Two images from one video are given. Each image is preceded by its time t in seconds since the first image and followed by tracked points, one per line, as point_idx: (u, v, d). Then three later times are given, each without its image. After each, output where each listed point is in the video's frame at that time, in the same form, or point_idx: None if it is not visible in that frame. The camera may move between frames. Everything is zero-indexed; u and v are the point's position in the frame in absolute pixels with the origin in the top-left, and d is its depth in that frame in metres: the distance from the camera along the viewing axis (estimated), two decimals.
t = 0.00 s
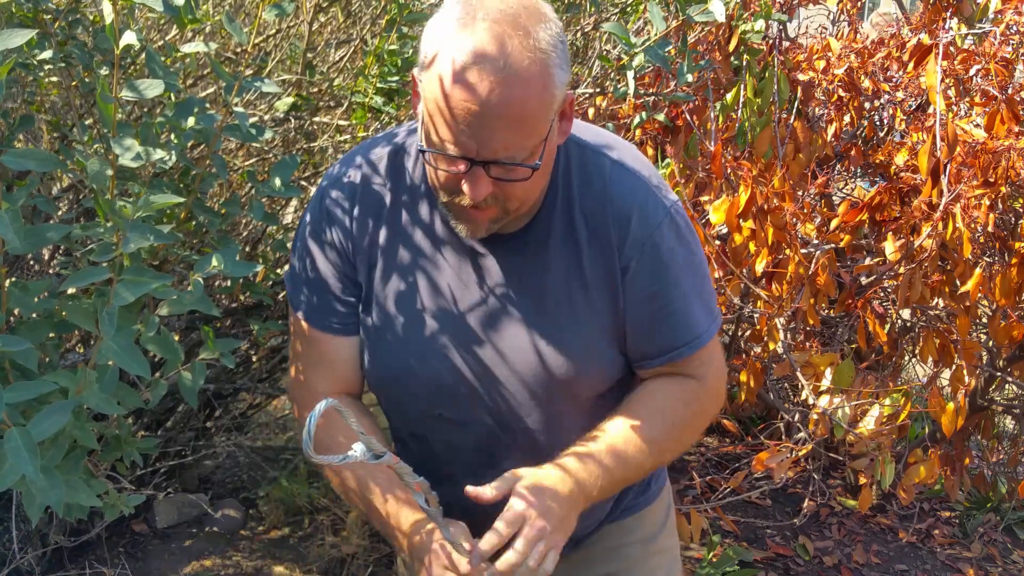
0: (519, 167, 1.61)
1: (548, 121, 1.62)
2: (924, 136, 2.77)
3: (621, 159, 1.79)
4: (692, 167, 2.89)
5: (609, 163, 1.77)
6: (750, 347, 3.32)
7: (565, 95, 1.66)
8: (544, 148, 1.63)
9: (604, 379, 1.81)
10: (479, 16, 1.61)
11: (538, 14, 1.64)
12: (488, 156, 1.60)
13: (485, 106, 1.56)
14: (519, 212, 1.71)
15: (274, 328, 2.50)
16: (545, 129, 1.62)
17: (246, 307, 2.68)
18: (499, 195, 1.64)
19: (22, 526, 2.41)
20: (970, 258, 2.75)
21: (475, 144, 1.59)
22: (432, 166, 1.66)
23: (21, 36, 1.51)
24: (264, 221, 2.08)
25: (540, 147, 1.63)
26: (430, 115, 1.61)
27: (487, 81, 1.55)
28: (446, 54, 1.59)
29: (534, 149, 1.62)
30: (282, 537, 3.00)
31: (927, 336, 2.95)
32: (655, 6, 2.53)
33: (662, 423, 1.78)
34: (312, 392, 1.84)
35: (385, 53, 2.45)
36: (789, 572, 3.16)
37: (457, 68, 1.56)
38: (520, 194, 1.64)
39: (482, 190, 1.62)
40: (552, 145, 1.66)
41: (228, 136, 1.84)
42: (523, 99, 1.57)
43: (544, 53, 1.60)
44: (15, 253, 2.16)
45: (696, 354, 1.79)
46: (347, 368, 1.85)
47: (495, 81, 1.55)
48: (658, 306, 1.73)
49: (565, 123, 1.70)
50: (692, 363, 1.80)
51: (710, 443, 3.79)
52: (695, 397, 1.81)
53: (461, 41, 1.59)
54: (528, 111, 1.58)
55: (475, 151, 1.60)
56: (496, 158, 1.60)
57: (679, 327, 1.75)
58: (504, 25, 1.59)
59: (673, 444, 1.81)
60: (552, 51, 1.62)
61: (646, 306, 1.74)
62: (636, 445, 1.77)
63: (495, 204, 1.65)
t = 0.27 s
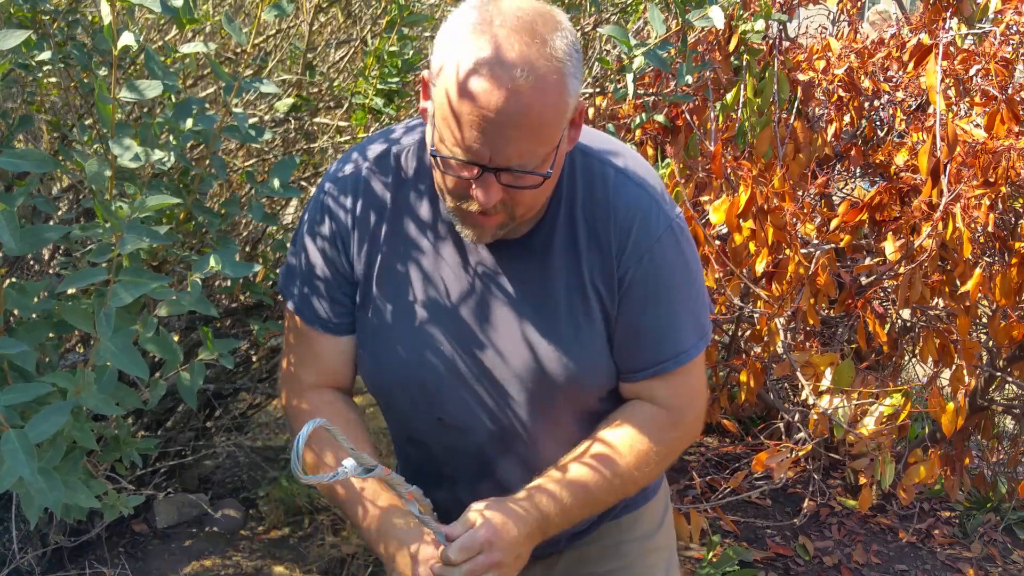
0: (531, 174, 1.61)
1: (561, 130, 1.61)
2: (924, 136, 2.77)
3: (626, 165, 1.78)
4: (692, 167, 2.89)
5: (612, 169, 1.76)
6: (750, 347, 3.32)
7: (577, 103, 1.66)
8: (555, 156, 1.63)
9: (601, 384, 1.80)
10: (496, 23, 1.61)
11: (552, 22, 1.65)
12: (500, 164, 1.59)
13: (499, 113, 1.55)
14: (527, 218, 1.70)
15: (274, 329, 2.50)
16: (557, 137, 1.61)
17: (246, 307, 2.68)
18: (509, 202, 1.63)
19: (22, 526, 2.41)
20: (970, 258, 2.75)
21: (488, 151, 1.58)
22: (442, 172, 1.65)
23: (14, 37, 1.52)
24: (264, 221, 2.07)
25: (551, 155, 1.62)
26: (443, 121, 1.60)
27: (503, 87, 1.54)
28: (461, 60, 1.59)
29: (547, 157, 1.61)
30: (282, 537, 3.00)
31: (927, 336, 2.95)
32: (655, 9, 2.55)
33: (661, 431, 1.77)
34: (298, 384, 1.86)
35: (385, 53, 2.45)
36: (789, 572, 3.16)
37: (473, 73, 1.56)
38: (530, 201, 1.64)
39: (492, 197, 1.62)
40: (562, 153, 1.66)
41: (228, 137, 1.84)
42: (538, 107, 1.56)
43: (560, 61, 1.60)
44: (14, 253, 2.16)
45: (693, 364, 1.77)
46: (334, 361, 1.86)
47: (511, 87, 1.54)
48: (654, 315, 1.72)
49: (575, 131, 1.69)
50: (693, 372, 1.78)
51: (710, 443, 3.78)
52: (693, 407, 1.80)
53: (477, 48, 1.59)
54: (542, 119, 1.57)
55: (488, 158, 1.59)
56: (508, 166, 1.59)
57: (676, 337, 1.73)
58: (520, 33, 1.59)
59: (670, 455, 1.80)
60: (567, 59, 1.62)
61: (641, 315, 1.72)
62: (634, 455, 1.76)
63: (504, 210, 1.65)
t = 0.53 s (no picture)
0: (533, 180, 1.61)
1: (563, 136, 1.61)
2: (924, 136, 2.77)
3: (622, 166, 1.78)
4: (692, 167, 2.89)
5: (608, 170, 1.76)
6: (750, 347, 3.32)
7: (578, 109, 1.66)
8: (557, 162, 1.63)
9: (597, 385, 1.80)
10: (498, 29, 1.62)
11: (552, 28, 1.65)
12: (503, 170, 1.59)
13: (502, 119, 1.55)
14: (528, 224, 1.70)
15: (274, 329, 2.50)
16: (559, 142, 1.61)
17: (246, 307, 2.68)
18: (511, 208, 1.63)
19: (22, 526, 2.41)
20: (970, 258, 2.75)
21: (490, 158, 1.58)
22: (443, 179, 1.64)
23: (12, 37, 1.52)
24: (263, 221, 2.07)
25: (553, 160, 1.63)
26: (445, 127, 1.60)
27: (507, 94, 1.55)
28: (463, 67, 1.59)
29: (549, 162, 1.62)
30: (282, 537, 3.00)
31: (927, 336, 2.95)
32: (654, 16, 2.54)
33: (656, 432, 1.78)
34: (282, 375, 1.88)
35: (385, 52, 2.45)
36: (789, 572, 3.16)
37: (477, 79, 1.56)
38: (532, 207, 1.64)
39: (495, 204, 1.61)
40: (563, 158, 1.66)
41: (228, 137, 1.84)
42: (540, 113, 1.56)
43: (561, 67, 1.60)
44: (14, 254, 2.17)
45: (688, 365, 1.78)
46: (318, 354, 1.87)
47: (514, 94, 1.55)
48: (651, 318, 1.72)
49: (574, 135, 1.69)
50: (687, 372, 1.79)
51: (710, 443, 3.79)
52: (688, 407, 1.81)
53: (479, 53, 1.59)
54: (544, 125, 1.57)
55: (491, 164, 1.59)
56: (511, 172, 1.59)
57: (671, 339, 1.74)
58: (521, 40, 1.60)
59: (663, 455, 1.81)
60: (567, 64, 1.62)
61: (638, 317, 1.72)
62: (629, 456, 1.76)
63: (505, 216, 1.64)
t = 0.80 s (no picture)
0: (526, 186, 1.60)
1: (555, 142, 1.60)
2: (924, 136, 2.77)
3: (615, 169, 1.77)
4: (692, 167, 2.89)
5: (602, 172, 1.75)
6: (750, 347, 3.32)
7: (571, 114, 1.65)
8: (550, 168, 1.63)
9: (593, 388, 1.80)
10: (489, 34, 1.61)
11: (544, 34, 1.65)
12: (496, 175, 1.58)
13: (494, 125, 1.54)
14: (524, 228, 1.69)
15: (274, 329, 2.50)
16: (552, 148, 1.60)
17: (246, 307, 2.68)
18: (504, 214, 1.62)
19: (21, 526, 2.41)
20: (970, 258, 2.74)
21: (484, 163, 1.57)
22: (435, 185, 1.64)
23: (11, 37, 1.52)
24: (263, 222, 2.07)
25: (546, 166, 1.62)
26: (438, 132, 1.59)
27: (498, 99, 1.53)
28: (454, 72, 1.58)
29: (542, 168, 1.61)
30: (281, 537, 3.00)
31: (927, 336, 2.95)
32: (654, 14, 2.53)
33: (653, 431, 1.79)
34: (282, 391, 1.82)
35: (385, 52, 2.45)
36: (789, 572, 3.16)
37: (468, 85, 1.55)
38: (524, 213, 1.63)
39: (488, 209, 1.61)
40: (556, 164, 1.66)
41: (227, 137, 1.84)
42: (532, 119, 1.55)
43: (554, 72, 1.59)
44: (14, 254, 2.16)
45: (683, 366, 1.79)
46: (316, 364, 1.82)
47: (506, 99, 1.53)
48: (647, 321, 1.73)
49: (568, 142, 1.69)
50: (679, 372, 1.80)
51: (710, 443, 3.79)
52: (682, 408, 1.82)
53: (471, 59, 1.58)
54: (536, 131, 1.56)
55: (484, 170, 1.58)
56: (503, 178, 1.58)
57: (667, 342, 1.74)
58: (513, 45, 1.59)
59: (660, 456, 1.82)
60: (560, 70, 1.61)
61: (636, 320, 1.73)
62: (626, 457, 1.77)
63: (498, 221, 1.64)
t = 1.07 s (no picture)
0: (511, 204, 1.58)
1: (541, 158, 1.59)
2: (924, 136, 2.77)
3: (604, 180, 1.76)
4: (692, 167, 2.89)
5: (591, 183, 1.74)
6: (750, 347, 3.32)
7: (556, 130, 1.63)
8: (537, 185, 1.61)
9: (583, 398, 1.81)
10: (470, 53, 1.59)
11: (527, 50, 1.63)
12: (480, 194, 1.56)
13: (476, 143, 1.52)
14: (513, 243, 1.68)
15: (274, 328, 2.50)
16: (536, 165, 1.58)
17: (246, 307, 2.68)
18: (490, 231, 1.61)
19: (22, 526, 2.41)
20: (970, 258, 2.74)
21: (466, 182, 1.55)
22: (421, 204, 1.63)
23: (15, 35, 1.52)
24: (263, 222, 2.07)
25: (532, 183, 1.60)
26: (419, 152, 1.57)
27: (480, 118, 1.51)
28: (434, 91, 1.56)
29: (527, 185, 1.59)
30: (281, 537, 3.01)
31: (927, 336, 2.95)
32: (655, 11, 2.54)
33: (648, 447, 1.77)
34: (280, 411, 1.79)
35: (385, 53, 2.45)
36: (789, 572, 3.16)
37: (449, 103, 1.53)
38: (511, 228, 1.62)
39: (473, 227, 1.59)
40: (543, 181, 1.63)
41: (228, 137, 1.85)
42: (515, 137, 1.53)
43: (536, 89, 1.57)
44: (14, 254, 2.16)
45: (674, 381, 1.76)
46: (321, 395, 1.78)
47: (488, 118, 1.52)
48: (634, 336, 1.71)
49: (555, 158, 1.66)
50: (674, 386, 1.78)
51: (710, 443, 3.79)
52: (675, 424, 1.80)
53: (452, 77, 1.56)
54: (519, 149, 1.54)
55: (467, 189, 1.56)
56: (487, 196, 1.57)
57: (656, 357, 1.72)
58: (494, 62, 1.57)
59: (653, 472, 1.79)
60: (543, 87, 1.59)
61: (623, 333, 1.71)
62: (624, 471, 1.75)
63: (485, 238, 1.63)
